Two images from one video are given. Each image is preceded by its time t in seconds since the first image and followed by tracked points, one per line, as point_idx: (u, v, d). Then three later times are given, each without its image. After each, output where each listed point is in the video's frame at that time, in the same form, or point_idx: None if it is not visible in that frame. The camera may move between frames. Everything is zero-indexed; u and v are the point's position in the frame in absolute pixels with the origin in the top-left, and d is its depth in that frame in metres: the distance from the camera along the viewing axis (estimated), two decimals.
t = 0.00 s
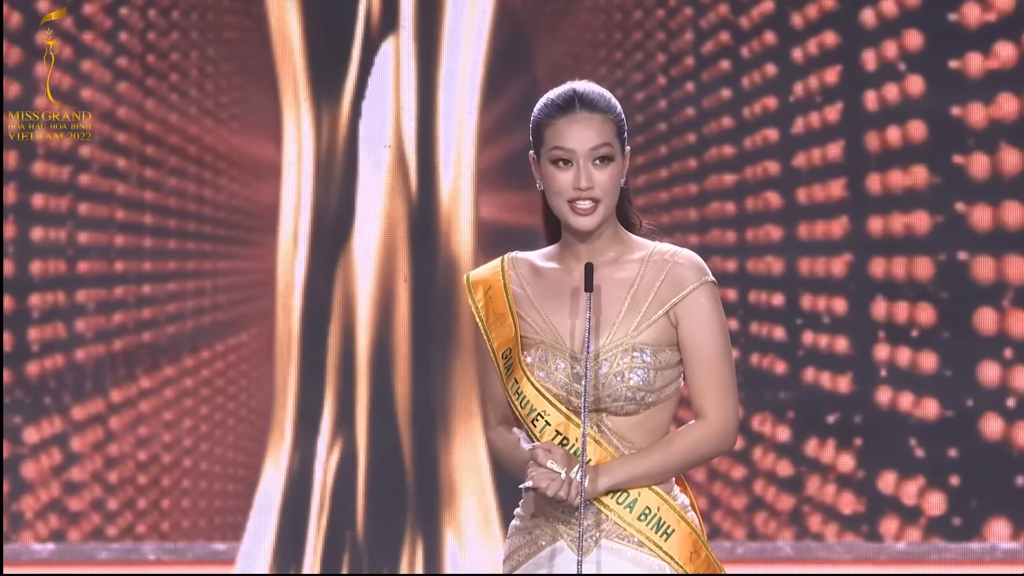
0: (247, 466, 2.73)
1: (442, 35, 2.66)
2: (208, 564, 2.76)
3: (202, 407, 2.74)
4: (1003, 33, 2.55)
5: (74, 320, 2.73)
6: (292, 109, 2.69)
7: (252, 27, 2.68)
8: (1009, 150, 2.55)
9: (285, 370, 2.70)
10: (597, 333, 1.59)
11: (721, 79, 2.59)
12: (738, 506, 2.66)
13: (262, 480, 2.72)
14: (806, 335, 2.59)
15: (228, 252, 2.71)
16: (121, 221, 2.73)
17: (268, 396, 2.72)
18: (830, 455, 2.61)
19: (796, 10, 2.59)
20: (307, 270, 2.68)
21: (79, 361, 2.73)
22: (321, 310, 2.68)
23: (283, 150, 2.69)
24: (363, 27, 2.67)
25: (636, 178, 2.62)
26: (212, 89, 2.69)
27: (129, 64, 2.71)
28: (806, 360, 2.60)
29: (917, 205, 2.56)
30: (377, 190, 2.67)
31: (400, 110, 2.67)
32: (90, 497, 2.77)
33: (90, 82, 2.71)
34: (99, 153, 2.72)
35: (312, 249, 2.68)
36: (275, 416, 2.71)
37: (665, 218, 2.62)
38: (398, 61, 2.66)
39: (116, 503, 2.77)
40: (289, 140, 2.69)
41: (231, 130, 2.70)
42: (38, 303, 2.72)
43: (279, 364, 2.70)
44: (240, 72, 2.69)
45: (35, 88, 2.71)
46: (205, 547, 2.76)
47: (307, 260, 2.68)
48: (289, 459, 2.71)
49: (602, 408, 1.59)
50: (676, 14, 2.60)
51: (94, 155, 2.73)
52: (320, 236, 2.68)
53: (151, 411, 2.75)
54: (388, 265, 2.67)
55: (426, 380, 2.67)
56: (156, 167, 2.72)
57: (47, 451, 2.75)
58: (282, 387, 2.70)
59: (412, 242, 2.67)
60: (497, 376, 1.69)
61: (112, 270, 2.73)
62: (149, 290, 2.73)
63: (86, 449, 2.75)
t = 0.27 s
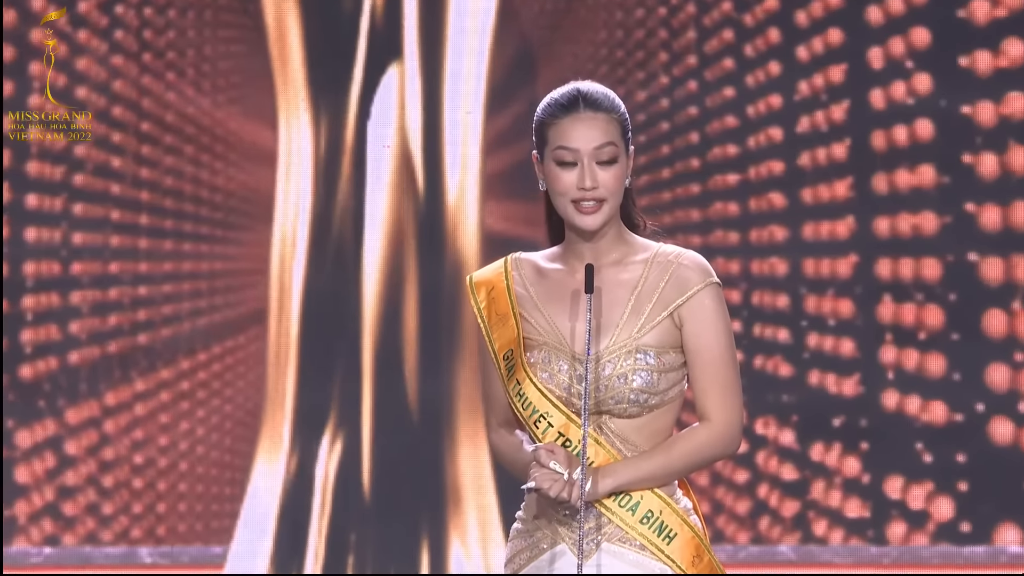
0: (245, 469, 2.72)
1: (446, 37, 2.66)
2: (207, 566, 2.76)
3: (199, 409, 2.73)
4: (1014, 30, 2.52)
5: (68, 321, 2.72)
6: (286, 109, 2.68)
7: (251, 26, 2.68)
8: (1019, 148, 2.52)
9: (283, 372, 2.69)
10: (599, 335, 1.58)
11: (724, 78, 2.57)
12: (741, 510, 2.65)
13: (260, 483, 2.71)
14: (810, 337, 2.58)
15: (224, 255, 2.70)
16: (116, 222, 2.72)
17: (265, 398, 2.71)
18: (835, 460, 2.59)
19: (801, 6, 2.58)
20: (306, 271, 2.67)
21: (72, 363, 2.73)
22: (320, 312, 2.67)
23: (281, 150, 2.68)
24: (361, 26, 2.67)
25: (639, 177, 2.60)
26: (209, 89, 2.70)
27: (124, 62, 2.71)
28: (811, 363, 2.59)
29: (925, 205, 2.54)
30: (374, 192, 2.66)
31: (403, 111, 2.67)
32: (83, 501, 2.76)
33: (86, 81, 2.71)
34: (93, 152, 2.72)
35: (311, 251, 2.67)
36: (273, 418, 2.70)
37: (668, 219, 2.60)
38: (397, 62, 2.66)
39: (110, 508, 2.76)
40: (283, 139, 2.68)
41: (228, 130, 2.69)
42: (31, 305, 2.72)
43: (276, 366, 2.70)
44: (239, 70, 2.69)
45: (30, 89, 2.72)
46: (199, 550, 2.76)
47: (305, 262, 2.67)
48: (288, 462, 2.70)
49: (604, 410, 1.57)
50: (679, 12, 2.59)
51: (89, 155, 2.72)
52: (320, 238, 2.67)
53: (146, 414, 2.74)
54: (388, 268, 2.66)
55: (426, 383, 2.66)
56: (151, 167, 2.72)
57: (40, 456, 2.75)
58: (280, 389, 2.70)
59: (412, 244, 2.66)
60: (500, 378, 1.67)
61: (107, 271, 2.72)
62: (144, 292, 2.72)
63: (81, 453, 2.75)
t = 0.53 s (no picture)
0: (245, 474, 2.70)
1: (450, 37, 2.64)
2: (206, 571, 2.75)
3: (196, 413, 2.72)
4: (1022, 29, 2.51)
5: (63, 325, 2.71)
6: (284, 111, 2.67)
7: (247, 27, 2.68)
8: None
9: (283, 376, 2.68)
10: (600, 340, 1.56)
11: (728, 77, 2.55)
12: (746, 518, 2.63)
13: (259, 487, 2.70)
14: (815, 341, 2.56)
15: (222, 257, 2.69)
16: (110, 224, 2.71)
17: (264, 402, 2.70)
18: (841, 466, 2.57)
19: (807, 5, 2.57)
20: (305, 274, 2.66)
21: (67, 367, 2.72)
22: (319, 316, 2.66)
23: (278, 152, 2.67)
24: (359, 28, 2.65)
25: (641, 178, 2.58)
26: (205, 88, 2.68)
27: (120, 61, 2.68)
28: (817, 367, 2.56)
29: (933, 207, 2.53)
30: (374, 195, 2.65)
31: (407, 113, 2.65)
32: (78, 507, 2.74)
33: (80, 80, 2.70)
34: (86, 153, 2.70)
35: (311, 254, 2.65)
36: (274, 421, 2.69)
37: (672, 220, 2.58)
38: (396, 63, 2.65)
39: (105, 514, 2.74)
40: (281, 142, 2.66)
41: (225, 130, 2.67)
42: (25, 307, 2.70)
43: (275, 369, 2.69)
44: (237, 71, 2.67)
45: (23, 89, 2.70)
46: (196, 556, 2.75)
47: (304, 265, 2.66)
48: (288, 466, 2.68)
49: (604, 415, 1.56)
50: (682, 10, 2.58)
51: (83, 156, 2.70)
52: (320, 241, 2.65)
53: (142, 419, 2.72)
54: (389, 271, 2.65)
55: (427, 386, 2.64)
56: (146, 168, 2.71)
57: (34, 462, 2.74)
58: (280, 393, 2.68)
59: (413, 246, 2.64)
60: (501, 382, 1.65)
61: (102, 273, 2.71)
62: (140, 295, 2.70)
63: (75, 458, 2.73)
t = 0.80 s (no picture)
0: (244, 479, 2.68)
1: (454, 37, 2.62)
2: None
3: (192, 418, 2.70)
4: None
5: (56, 330, 2.68)
6: (281, 112, 2.64)
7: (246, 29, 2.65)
8: None
9: (282, 381, 2.66)
10: (601, 344, 1.54)
11: (732, 78, 2.54)
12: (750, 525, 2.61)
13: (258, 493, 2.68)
14: (821, 346, 2.54)
15: (218, 260, 2.67)
16: (105, 226, 2.70)
17: (263, 407, 2.68)
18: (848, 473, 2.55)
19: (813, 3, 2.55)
20: (305, 277, 2.63)
21: (60, 372, 2.69)
22: (319, 319, 2.63)
23: (276, 156, 2.65)
24: (361, 26, 2.62)
25: (643, 181, 2.56)
26: (202, 90, 2.66)
27: (114, 62, 2.67)
28: (824, 372, 2.54)
29: (942, 209, 2.51)
30: (374, 198, 2.62)
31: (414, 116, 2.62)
32: (71, 515, 2.73)
33: (74, 81, 2.68)
34: (79, 154, 2.68)
35: (312, 258, 2.64)
36: (273, 425, 2.67)
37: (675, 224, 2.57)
38: (394, 64, 2.62)
39: (100, 521, 2.73)
40: (278, 143, 2.64)
41: (222, 132, 2.66)
42: (17, 311, 2.68)
43: (273, 373, 2.66)
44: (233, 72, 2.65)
45: (15, 89, 2.67)
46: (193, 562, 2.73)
47: (305, 268, 2.64)
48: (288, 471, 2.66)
49: (605, 419, 1.54)
50: (684, 10, 2.56)
51: (77, 157, 2.68)
52: (319, 245, 2.64)
53: (138, 424, 2.71)
54: (390, 274, 2.62)
55: (428, 389, 2.62)
56: (141, 170, 2.69)
57: (26, 468, 2.72)
58: (280, 398, 2.66)
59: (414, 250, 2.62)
60: (500, 386, 1.63)
61: (97, 277, 2.69)
62: (136, 299, 2.68)
63: (69, 464, 2.72)
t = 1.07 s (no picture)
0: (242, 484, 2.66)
1: (460, 39, 2.60)
2: None
3: (190, 423, 2.68)
4: None
5: (51, 333, 2.67)
6: (281, 114, 2.62)
7: (243, 29, 2.64)
8: None
9: (282, 385, 2.63)
10: (602, 348, 1.52)
11: (736, 78, 2.52)
12: (755, 531, 2.59)
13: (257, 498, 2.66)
14: (828, 349, 2.53)
15: (215, 263, 2.65)
16: (101, 228, 2.67)
17: (263, 411, 2.65)
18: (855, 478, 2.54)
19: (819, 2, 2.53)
20: (307, 281, 2.63)
21: (55, 376, 2.68)
22: (320, 323, 2.62)
23: (275, 159, 2.63)
24: (370, 29, 2.61)
25: (645, 184, 2.54)
26: (199, 91, 2.64)
27: (110, 63, 2.65)
28: (831, 376, 2.53)
29: (951, 210, 2.50)
30: (377, 201, 2.61)
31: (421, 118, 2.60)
32: (66, 523, 2.71)
33: (69, 82, 2.66)
34: (74, 156, 2.67)
35: (314, 261, 2.63)
36: (272, 430, 2.64)
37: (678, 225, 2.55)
38: (392, 65, 2.60)
39: (95, 527, 2.71)
40: (278, 145, 2.63)
41: (220, 133, 2.64)
42: (12, 315, 2.67)
43: (271, 376, 2.64)
44: (231, 74, 2.63)
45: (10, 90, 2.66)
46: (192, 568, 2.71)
47: (307, 272, 2.63)
48: (289, 475, 2.65)
49: (607, 423, 1.52)
50: (688, 10, 2.55)
51: (71, 159, 2.67)
52: (321, 248, 2.63)
53: (134, 430, 2.68)
54: (392, 278, 2.61)
55: (430, 393, 2.61)
56: (137, 172, 2.66)
57: (20, 474, 2.70)
58: (280, 403, 2.64)
59: (415, 253, 2.60)
60: (501, 389, 1.62)
61: (91, 280, 2.67)
62: (132, 303, 2.67)
63: (64, 470, 2.70)
